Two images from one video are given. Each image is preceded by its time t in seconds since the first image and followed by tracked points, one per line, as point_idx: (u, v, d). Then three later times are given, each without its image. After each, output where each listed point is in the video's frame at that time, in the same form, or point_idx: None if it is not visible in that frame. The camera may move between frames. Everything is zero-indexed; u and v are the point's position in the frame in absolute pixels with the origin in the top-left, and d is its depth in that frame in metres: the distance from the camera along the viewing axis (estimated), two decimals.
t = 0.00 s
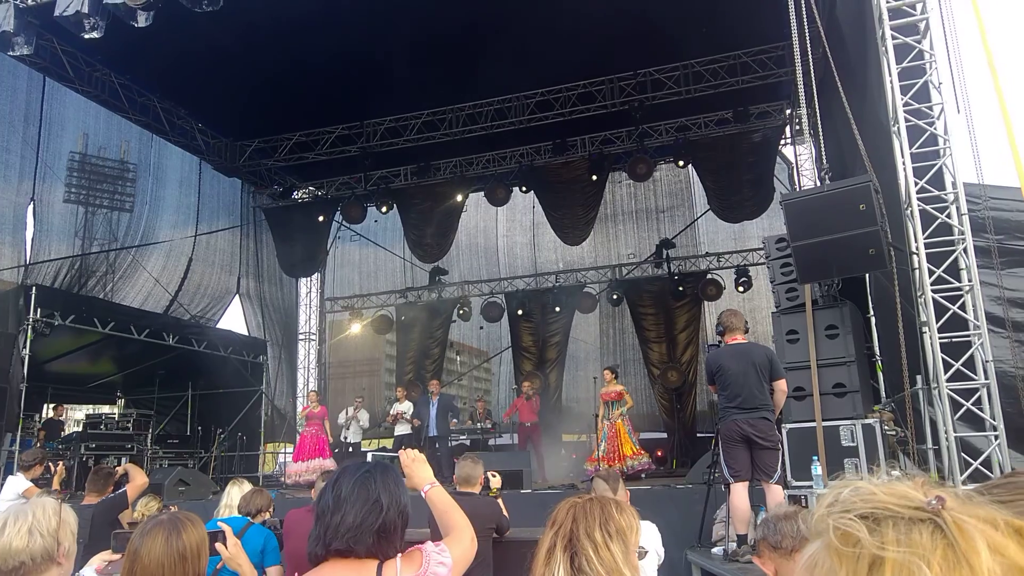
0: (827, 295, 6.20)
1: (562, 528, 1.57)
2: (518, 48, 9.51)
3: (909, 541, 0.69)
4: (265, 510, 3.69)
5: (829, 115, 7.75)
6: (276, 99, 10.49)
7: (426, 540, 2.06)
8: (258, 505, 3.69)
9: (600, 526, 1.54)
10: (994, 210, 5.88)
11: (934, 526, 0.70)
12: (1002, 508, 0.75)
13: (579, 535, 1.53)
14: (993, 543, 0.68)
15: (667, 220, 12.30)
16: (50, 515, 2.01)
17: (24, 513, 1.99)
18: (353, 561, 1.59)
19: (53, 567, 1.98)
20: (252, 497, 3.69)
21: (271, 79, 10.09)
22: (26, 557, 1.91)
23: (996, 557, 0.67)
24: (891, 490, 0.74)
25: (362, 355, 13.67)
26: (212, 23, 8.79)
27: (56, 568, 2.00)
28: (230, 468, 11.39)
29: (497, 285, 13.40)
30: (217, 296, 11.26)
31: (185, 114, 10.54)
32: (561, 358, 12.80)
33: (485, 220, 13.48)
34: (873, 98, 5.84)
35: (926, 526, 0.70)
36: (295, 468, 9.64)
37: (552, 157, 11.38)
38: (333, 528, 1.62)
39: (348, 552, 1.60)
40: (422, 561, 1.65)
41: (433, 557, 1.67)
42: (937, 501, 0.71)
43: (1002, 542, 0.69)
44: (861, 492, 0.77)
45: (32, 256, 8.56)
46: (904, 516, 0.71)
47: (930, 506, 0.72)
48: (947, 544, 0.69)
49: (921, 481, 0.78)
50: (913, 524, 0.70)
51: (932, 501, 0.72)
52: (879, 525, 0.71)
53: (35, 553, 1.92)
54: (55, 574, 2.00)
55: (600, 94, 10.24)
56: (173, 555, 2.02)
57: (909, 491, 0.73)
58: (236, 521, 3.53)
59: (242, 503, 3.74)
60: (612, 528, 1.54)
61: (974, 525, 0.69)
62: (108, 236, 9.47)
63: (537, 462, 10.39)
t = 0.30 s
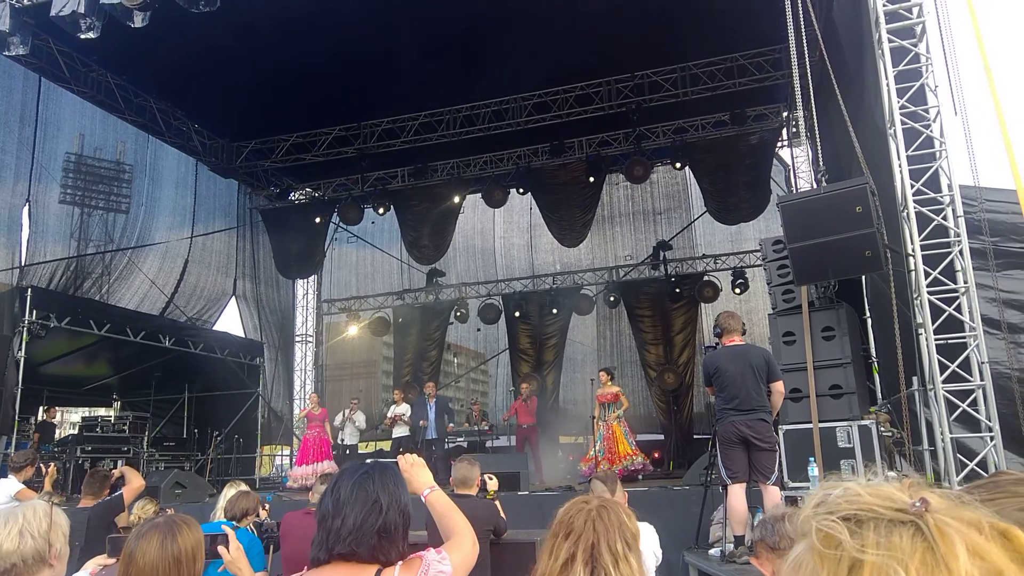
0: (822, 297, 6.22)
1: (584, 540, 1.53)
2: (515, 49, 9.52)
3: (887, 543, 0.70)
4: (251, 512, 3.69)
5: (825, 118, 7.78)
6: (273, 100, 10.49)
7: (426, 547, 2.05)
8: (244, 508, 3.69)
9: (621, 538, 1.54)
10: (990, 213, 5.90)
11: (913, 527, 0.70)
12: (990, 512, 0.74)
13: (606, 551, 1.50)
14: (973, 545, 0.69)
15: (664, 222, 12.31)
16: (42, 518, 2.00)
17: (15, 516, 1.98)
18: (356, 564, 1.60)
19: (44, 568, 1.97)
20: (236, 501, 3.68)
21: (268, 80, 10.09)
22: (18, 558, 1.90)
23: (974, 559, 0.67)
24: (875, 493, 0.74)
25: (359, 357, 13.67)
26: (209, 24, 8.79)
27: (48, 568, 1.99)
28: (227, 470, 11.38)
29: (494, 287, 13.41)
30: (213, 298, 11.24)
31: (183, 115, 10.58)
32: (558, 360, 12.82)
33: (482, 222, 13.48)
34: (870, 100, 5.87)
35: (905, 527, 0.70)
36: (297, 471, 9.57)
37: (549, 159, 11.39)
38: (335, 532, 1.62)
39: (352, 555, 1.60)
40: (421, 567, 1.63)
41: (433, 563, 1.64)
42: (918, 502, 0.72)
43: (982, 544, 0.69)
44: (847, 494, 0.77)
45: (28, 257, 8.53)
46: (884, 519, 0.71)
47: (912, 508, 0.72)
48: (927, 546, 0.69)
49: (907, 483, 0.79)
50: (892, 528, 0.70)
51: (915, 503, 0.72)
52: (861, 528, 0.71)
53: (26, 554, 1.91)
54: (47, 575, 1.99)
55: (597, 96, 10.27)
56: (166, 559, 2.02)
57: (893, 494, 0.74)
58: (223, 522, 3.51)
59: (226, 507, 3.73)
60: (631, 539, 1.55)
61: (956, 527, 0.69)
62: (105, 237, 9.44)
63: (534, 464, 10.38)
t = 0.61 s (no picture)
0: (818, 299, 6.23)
1: (602, 551, 1.47)
2: (512, 50, 9.53)
3: (858, 538, 0.71)
4: (234, 512, 3.68)
5: (822, 121, 7.80)
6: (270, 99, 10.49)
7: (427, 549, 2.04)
8: (227, 507, 3.67)
9: (630, 544, 1.52)
10: (985, 216, 5.93)
11: (883, 523, 0.71)
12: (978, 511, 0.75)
13: (622, 560, 1.46)
14: (937, 539, 0.69)
15: (660, 223, 12.33)
16: (36, 518, 2.00)
17: (9, 515, 1.98)
18: (362, 562, 1.60)
19: (40, 567, 1.96)
20: (219, 501, 3.67)
21: (265, 80, 10.08)
22: (13, 558, 1.89)
23: (934, 553, 0.68)
24: (858, 490, 0.75)
25: (355, 358, 13.65)
26: (207, 23, 8.79)
27: (43, 568, 1.98)
28: (222, 470, 11.35)
29: (491, 288, 13.41)
30: (209, 297, 11.22)
31: (178, 115, 10.57)
32: (554, 361, 12.83)
33: (479, 223, 13.48)
34: (866, 102, 5.90)
35: (875, 523, 0.71)
36: (298, 471, 9.56)
37: (546, 160, 11.40)
38: (337, 532, 1.62)
39: (357, 554, 1.60)
40: (424, 566, 1.64)
41: (437, 558, 1.64)
42: (897, 499, 0.73)
43: (948, 539, 0.69)
44: (834, 491, 0.78)
45: (22, 257, 8.48)
46: (858, 514, 0.72)
47: (888, 505, 0.72)
48: (895, 540, 0.70)
49: (895, 479, 0.79)
50: (863, 523, 0.71)
51: (892, 500, 0.73)
52: (836, 523, 0.73)
53: (20, 554, 1.91)
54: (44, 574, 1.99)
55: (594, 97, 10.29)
56: (149, 562, 2.00)
57: (875, 491, 0.75)
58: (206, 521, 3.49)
59: (209, 507, 3.71)
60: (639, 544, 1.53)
61: (923, 525, 0.70)
62: (99, 236, 9.43)
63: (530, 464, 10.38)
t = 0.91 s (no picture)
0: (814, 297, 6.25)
1: (595, 548, 1.47)
2: (508, 49, 9.52)
3: (860, 534, 0.73)
4: (226, 512, 3.65)
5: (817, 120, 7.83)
6: (264, 98, 10.46)
7: (424, 545, 2.03)
8: (218, 507, 3.65)
9: (624, 541, 1.51)
10: (979, 214, 5.96)
11: (887, 518, 0.73)
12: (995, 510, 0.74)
13: (615, 557, 1.46)
14: (936, 533, 0.70)
15: (656, 222, 12.35)
16: (41, 517, 1.99)
17: (12, 514, 1.98)
18: (361, 560, 1.60)
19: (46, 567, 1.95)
20: (211, 501, 3.64)
21: (259, 78, 10.05)
22: (19, 558, 1.88)
23: (932, 546, 0.70)
24: (871, 487, 0.78)
25: (351, 357, 13.62)
26: (200, 21, 8.75)
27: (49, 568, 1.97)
28: (218, 470, 11.33)
29: (487, 287, 13.41)
30: (204, 297, 11.18)
31: (172, 113, 10.52)
32: (550, 360, 12.84)
33: (475, 222, 13.47)
34: (861, 101, 5.92)
35: (880, 518, 0.73)
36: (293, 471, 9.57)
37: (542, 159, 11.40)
38: (334, 531, 1.62)
39: (355, 552, 1.60)
40: (424, 559, 1.63)
41: (437, 552, 1.65)
42: (906, 495, 0.74)
43: (947, 532, 0.70)
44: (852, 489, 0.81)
45: (13, 258, 8.40)
46: (863, 510, 0.75)
47: (893, 499, 0.74)
48: (897, 535, 0.72)
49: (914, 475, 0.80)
50: (869, 518, 0.74)
51: (901, 495, 0.74)
52: (844, 519, 0.76)
53: (27, 553, 1.90)
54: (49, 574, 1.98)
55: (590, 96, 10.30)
56: (141, 558, 1.99)
57: (886, 487, 0.77)
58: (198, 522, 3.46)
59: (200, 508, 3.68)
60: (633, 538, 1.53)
61: (926, 520, 0.71)
62: (93, 236, 9.38)
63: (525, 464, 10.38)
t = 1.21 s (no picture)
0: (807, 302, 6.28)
1: (588, 550, 1.48)
2: (505, 49, 9.53)
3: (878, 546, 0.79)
4: (221, 509, 3.65)
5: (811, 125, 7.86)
6: (261, 94, 10.44)
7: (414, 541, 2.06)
8: (213, 504, 3.64)
9: (617, 542, 1.52)
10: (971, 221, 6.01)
11: (905, 530, 0.78)
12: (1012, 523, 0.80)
13: (608, 560, 1.47)
14: (951, 545, 0.75)
15: (651, 224, 12.38)
16: (32, 512, 1.99)
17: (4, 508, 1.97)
18: (344, 562, 1.60)
19: (35, 562, 1.95)
20: (206, 498, 3.64)
21: (256, 74, 10.02)
22: (9, 553, 1.88)
23: (947, 559, 0.75)
24: (893, 499, 0.83)
25: (344, 354, 13.60)
26: (197, 16, 8.73)
27: (39, 563, 1.97)
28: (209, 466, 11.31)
29: (481, 286, 13.41)
30: (197, 292, 11.13)
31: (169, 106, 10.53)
32: (544, 359, 12.85)
33: (470, 221, 13.47)
34: (854, 107, 5.95)
35: (897, 530, 0.78)
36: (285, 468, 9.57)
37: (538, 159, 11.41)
38: (319, 532, 1.62)
39: (338, 555, 1.61)
40: (416, 557, 1.67)
41: (427, 552, 1.69)
42: (925, 507, 0.79)
43: (963, 545, 0.75)
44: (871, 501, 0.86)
45: (7, 247, 8.30)
46: (882, 523, 0.80)
47: (914, 512, 0.79)
48: (912, 547, 0.77)
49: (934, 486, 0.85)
50: (887, 530, 0.79)
51: (921, 508, 0.79)
52: (863, 531, 0.81)
53: (17, 548, 1.90)
54: (38, 569, 1.97)
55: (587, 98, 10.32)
56: (139, 552, 1.99)
57: (906, 499, 0.82)
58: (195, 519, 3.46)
59: (195, 505, 3.67)
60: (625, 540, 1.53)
61: (944, 533, 0.76)
62: (87, 229, 9.28)
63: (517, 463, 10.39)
